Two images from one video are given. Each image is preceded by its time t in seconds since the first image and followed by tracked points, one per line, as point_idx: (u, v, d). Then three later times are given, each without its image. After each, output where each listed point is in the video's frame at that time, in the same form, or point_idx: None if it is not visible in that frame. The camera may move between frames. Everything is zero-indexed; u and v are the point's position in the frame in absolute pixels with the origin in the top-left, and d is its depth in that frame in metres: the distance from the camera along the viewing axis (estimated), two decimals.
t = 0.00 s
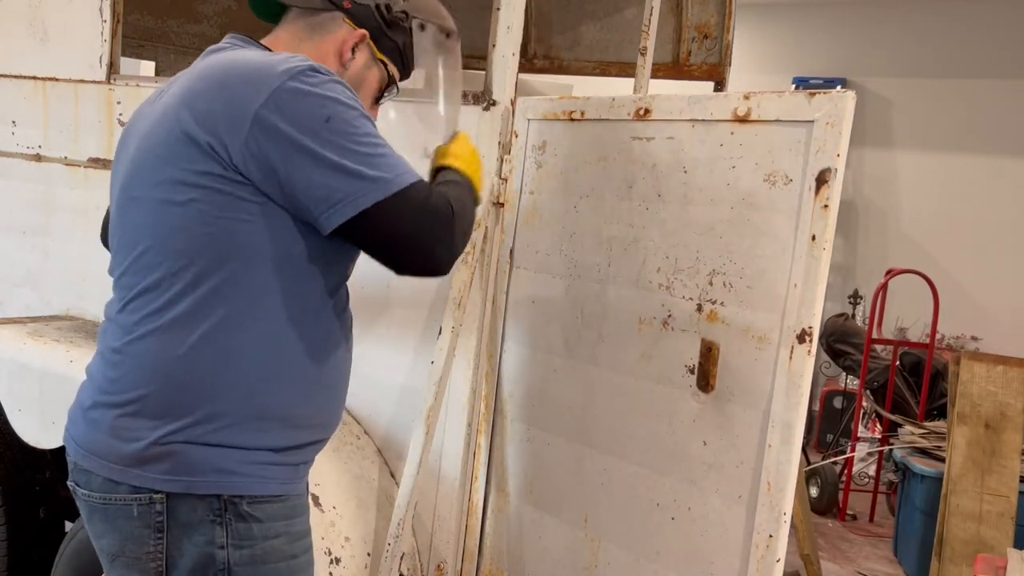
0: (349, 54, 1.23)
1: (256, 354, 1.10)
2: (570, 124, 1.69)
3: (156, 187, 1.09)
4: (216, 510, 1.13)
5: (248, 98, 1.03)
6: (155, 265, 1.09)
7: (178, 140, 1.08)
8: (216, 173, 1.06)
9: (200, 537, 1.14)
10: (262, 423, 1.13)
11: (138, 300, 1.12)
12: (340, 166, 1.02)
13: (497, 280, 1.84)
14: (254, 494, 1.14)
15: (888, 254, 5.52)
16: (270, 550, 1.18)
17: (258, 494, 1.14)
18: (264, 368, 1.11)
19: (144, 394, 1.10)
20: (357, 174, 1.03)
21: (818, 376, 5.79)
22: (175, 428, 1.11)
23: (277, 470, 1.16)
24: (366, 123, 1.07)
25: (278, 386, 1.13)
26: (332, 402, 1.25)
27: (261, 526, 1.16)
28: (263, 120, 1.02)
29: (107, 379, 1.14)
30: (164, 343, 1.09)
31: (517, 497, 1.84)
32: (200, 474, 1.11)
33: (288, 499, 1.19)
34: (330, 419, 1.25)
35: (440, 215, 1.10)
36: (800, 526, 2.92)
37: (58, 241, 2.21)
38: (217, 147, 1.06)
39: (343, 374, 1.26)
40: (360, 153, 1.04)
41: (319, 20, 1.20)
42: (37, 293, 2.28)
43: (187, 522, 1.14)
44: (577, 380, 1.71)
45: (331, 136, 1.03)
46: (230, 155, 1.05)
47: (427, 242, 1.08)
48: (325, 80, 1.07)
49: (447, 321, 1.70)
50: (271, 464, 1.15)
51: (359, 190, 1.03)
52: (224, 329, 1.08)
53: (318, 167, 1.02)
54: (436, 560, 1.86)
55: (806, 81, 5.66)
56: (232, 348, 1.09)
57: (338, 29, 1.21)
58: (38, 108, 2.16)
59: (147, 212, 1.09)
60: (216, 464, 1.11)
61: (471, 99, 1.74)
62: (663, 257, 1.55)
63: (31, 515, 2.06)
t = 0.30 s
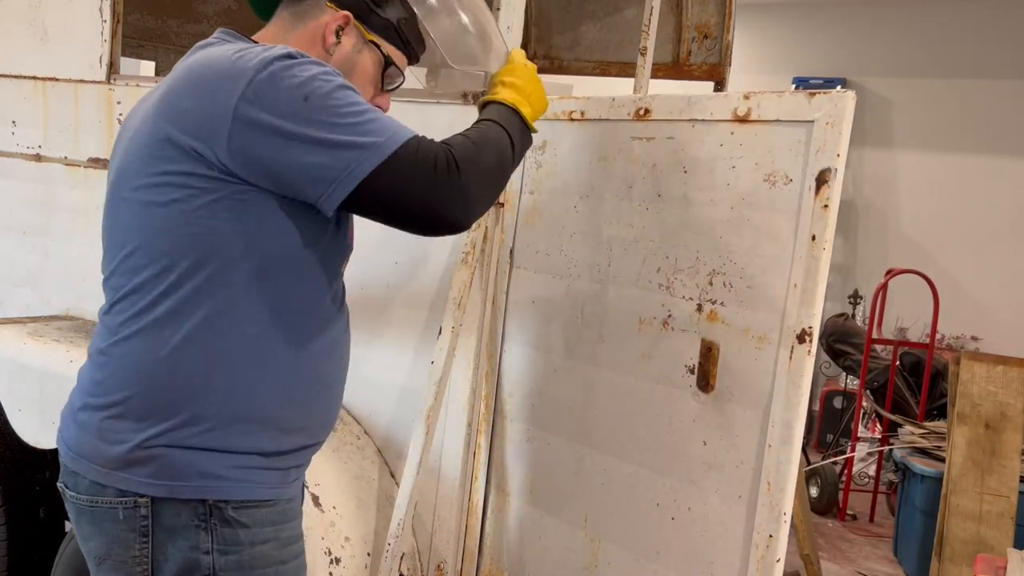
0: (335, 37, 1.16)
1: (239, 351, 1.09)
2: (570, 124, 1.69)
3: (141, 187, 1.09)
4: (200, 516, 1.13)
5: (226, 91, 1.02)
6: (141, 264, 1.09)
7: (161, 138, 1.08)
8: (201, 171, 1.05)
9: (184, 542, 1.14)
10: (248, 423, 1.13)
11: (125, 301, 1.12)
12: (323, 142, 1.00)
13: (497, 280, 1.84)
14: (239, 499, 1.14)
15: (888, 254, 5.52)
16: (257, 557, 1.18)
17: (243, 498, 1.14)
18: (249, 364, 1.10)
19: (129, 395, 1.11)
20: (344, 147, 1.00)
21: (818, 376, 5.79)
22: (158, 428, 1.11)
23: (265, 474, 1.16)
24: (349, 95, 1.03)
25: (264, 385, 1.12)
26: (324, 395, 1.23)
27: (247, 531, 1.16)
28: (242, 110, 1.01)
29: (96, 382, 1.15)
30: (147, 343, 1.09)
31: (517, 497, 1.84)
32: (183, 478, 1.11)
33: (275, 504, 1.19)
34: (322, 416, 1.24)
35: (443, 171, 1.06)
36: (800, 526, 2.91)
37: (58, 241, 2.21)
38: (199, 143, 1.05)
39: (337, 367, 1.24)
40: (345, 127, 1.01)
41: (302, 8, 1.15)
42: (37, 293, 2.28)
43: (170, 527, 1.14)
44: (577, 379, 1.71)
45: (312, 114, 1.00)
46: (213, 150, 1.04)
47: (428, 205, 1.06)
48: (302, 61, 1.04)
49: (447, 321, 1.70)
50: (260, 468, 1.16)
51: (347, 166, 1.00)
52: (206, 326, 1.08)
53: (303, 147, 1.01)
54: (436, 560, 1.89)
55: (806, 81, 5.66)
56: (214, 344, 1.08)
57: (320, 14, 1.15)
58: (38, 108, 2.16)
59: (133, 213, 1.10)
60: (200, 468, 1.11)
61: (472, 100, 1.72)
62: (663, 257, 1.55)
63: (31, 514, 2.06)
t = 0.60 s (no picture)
0: (344, 31, 1.12)
1: (244, 364, 1.08)
2: (570, 124, 1.69)
3: (139, 197, 1.08)
4: (208, 528, 1.14)
5: (202, 104, 0.93)
6: (145, 276, 1.09)
7: (152, 148, 1.05)
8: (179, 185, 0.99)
9: (191, 553, 1.14)
10: (254, 437, 1.13)
11: (131, 310, 1.13)
12: (244, 182, 0.84)
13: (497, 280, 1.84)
14: (250, 512, 1.14)
15: (888, 254, 5.52)
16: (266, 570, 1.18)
17: (253, 510, 1.14)
18: (249, 377, 1.09)
19: (131, 408, 1.11)
20: (274, 185, 0.82)
21: (818, 376, 5.79)
22: (160, 441, 1.11)
23: (274, 486, 1.16)
24: (323, 127, 0.89)
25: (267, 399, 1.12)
26: (326, 415, 1.21)
27: (256, 543, 1.16)
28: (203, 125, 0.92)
29: (100, 391, 1.16)
30: (149, 356, 1.09)
31: (517, 497, 1.84)
32: (189, 493, 1.11)
33: (284, 516, 1.19)
34: (328, 427, 1.23)
35: (341, 251, 0.81)
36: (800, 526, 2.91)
37: (58, 241, 2.21)
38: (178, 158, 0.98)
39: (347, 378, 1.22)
40: (287, 162, 0.83)
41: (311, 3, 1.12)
42: (37, 293, 2.28)
43: (178, 538, 1.14)
44: (577, 379, 1.72)
45: (262, 139, 0.85)
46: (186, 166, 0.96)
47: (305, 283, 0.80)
48: (286, 76, 0.91)
49: (447, 321, 1.71)
50: (270, 480, 1.16)
51: (264, 208, 0.82)
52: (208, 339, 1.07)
53: (236, 177, 0.85)
54: (437, 559, 1.88)
55: (806, 81, 5.66)
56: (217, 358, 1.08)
57: (329, 8, 1.11)
58: (39, 108, 2.17)
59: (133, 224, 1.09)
60: (206, 481, 1.11)
61: (471, 99, 1.75)
62: (663, 257, 1.55)
63: (31, 514, 2.06)
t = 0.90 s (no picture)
0: (362, 23, 1.02)
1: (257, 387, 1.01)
2: (570, 125, 1.69)
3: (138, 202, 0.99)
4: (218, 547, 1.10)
5: (170, 108, 0.92)
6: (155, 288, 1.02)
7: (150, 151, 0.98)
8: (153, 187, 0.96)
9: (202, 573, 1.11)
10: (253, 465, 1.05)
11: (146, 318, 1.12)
12: (134, 207, 0.83)
13: (497, 281, 1.84)
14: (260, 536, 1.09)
15: (888, 254, 5.52)
16: None
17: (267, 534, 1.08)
18: (258, 402, 1.01)
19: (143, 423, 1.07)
20: (151, 221, 0.81)
21: (818, 376, 5.79)
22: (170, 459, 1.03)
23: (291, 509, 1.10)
24: (244, 164, 0.84)
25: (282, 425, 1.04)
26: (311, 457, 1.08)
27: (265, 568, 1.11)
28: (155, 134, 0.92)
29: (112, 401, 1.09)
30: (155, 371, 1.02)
31: (518, 498, 1.83)
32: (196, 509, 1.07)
33: (300, 541, 1.13)
34: (349, 452, 1.14)
35: (145, 348, 0.80)
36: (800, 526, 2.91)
37: (58, 241, 2.21)
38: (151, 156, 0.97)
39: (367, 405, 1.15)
40: (171, 197, 0.82)
41: None
42: (36, 293, 2.27)
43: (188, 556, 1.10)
44: (577, 380, 1.71)
45: (174, 164, 0.83)
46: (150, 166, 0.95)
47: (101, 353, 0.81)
48: (240, 94, 0.87)
49: (447, 321, 1.71)
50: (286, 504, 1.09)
51: (126, 237, 0.81)
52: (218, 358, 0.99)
53: (138, 195, 0.84)
54: (436, 559, 1.89)
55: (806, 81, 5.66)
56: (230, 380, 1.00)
57: None
58: (39, 108, 2.17)
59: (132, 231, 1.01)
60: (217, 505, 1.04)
61: (472, 99, 1.75)
62: (663, 257, 1.55)
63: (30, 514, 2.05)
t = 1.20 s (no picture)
0: (393, 31, 0.92)
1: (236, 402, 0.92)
2: (570, 124, 1.69)
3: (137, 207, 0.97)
4: (192, 557, 0.96)
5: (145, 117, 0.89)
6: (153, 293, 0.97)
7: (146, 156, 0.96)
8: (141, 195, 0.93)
9: None
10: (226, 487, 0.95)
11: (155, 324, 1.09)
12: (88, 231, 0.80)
13: (496, 281, 1.84)
14: (233, 549, 0.96)
15: (888, 254, 5.51)
16: None
17: (250, 556, 0.97)
18: (235, 422, 0.92)
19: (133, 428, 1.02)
20: (95, 246, 0.78)
21: (818, 376, 5.79)
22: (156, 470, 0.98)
23: (285, 531, 0.99)
24: (188, 185, 0.78)
25: (263, 448, 0.94)
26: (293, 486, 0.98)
27: None
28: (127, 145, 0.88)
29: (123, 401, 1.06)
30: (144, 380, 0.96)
31: (518, 498, 1.83)
32: (173, 517, 0.96)
33: (279, 561, 0.99)
34: (349, 476, 1.03)
35: (77, 384, 0.78)
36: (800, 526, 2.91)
37: (58, 241, 2.21)
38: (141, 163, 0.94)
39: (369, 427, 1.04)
40: (115, 222, 0.78)
41: None
42: (36, 293, 2.27)
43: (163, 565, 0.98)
44: (578, 380, 1.71)
45: (123, 185, 0.79)
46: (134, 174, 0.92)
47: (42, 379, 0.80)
48: (191, 107, 0.81)
49: (447, 321, 1.71)
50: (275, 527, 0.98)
51: (76, 265, 0.78)
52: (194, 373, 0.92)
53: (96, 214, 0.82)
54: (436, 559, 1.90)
55: (806, 81, 5.66)
56: (207, 395, 0.92)
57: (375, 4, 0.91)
58: (39, 108, 2.17)
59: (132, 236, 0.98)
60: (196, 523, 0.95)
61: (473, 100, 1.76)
62: (663, 257, 1.55)
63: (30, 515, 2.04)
